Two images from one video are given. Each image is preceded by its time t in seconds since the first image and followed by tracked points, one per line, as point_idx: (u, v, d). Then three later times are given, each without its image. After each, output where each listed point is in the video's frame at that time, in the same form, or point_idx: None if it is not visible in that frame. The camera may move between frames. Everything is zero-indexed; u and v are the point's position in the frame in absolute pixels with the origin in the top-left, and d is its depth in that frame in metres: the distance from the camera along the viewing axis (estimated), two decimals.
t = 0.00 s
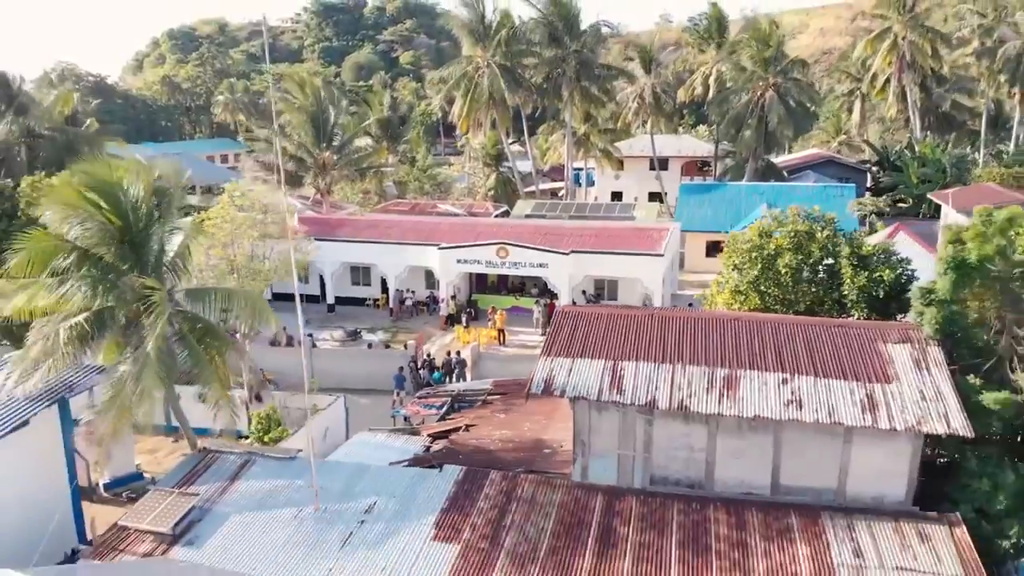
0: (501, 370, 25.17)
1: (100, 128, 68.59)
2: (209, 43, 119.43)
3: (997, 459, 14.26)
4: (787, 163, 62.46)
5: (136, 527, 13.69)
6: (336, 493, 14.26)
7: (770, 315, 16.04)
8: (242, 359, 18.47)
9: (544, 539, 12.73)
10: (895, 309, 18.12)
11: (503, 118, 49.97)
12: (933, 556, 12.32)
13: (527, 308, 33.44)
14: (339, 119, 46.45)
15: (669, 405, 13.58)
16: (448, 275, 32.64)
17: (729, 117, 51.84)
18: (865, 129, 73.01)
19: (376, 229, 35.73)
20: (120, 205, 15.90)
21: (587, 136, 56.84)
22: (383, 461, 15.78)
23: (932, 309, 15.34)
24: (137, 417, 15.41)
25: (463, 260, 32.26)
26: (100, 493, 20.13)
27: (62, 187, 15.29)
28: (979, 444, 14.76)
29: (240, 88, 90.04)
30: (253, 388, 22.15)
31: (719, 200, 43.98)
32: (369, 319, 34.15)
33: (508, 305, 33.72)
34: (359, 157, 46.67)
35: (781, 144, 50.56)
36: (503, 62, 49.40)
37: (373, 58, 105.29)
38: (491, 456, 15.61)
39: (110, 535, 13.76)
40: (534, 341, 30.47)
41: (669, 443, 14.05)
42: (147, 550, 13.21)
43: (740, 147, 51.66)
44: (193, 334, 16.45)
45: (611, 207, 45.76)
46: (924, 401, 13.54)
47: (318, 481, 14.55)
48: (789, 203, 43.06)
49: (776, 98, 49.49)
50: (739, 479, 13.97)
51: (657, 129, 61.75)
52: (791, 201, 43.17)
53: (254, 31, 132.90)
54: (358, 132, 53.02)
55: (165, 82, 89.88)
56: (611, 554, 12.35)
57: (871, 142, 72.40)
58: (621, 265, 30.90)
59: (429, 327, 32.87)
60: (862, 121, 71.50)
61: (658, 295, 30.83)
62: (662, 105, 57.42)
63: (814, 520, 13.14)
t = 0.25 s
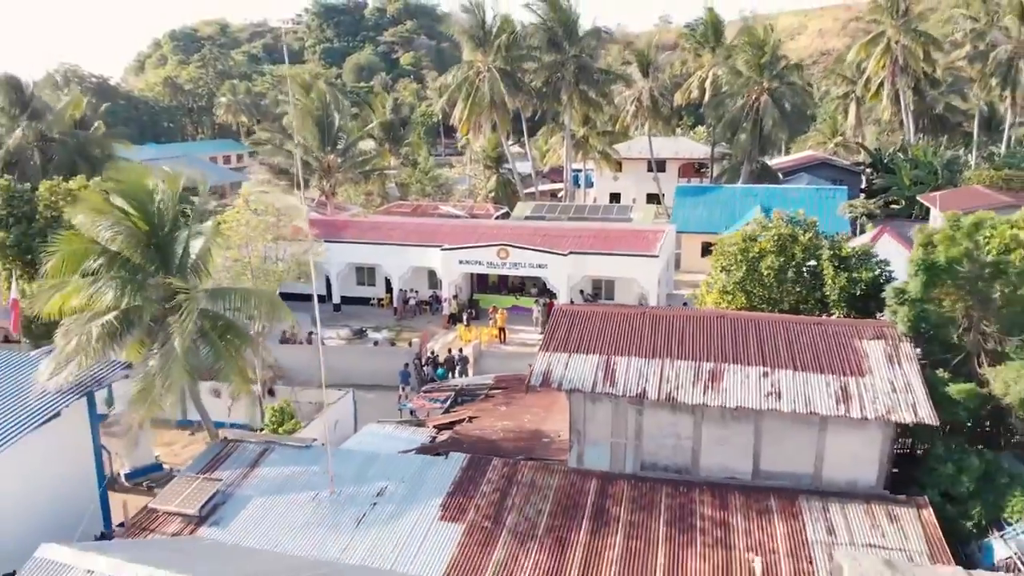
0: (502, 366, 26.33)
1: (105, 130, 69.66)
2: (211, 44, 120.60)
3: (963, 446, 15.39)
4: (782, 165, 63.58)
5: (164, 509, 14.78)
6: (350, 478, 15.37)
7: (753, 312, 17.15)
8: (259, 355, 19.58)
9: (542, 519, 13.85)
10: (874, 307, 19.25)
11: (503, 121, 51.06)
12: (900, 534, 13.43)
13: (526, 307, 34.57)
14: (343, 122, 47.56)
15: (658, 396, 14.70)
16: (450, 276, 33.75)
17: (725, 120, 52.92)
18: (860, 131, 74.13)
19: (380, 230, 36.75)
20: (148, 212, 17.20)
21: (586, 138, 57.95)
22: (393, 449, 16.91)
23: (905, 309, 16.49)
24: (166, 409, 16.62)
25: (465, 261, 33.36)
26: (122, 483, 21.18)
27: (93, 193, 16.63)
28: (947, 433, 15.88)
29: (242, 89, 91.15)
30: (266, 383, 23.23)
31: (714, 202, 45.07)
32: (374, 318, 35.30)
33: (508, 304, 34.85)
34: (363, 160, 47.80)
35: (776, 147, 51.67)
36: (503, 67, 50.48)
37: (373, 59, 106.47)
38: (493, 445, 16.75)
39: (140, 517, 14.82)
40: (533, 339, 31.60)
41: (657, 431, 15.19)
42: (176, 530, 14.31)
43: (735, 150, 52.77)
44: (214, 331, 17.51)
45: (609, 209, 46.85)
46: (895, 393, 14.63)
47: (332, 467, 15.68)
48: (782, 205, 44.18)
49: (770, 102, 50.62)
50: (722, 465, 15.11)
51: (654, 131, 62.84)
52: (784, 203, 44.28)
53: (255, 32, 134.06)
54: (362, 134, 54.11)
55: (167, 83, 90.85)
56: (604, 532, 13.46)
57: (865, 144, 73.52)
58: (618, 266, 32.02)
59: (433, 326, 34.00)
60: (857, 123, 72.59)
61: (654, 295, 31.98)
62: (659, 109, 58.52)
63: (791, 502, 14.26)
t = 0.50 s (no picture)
0: (503, 362, 27.47)
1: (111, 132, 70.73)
2: (212, 45, 121.68)
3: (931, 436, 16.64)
4: (778, 167, 64.71)
5: (189, 493, 15.86)
6: (361, 465, 16.50)
7: (739, 310, 18.30)
8: (274, 351, 20.71)
9: (540, 502, 14.97)
10: (855, 306, 20.38)
11: (503, 125, 52.17)
12: (871, 515, 14.54)
13: (525, 306, 35.69)
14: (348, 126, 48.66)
15: (648, 389, 15.84)
16: (453, 276, 34.88)
17: (721, 123, 54.03)
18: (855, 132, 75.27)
19: (383, 231, 37.85)
20: (171, 218, 18.39)
21: (585, 140, 59.05)
22: (401, 438, 18.05)
23: (881, 307, 17.62)
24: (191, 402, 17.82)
25: (467, 262, 34.47)
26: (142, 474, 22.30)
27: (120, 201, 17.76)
28: (919, 424, 17.03)
29: (244, 90, 92.23)
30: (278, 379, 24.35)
31: (709, 204, 46.17)
32: (379, 317, 36.42)
33: (508, 304, 35.97)
34: (366, 163, 48.95)
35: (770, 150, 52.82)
36: (504, 72, 51.58)
37: (374, 60, 107.55)
38: (496, 435, 17.88)
39: (167, 500, 15.92)
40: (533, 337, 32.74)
41: (648, 421, 16.35)
42: (202, 512, 15.39)
43: (731, 153, 53.90)
44: (234, 327, 18.74)
45: (607, 211, 47.98)
46: (868, 385, 15.75)
47: (345, 455, 16.81)
48: (775, 207, 45.29)
49: (765, 106, 51.75)
50: (709, 452, 16.26)
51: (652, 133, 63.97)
52: (777, 205, 45.40)
53: (256, 32, 135.08)
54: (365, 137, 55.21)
55: (169, 84, 91.76)
56: (598, 513, 14.58)
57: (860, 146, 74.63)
58: (615, 267, 33.12)
59: (436, 324, 35.13)
60: (851, 125, 73.71)
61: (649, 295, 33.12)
62: (656, 112, 59.66)
63: (771, 486, 15.39)
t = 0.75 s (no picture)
0: (503, 359, 28.60)
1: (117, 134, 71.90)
2: (214, 47, 122.87)
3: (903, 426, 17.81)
4: (773, 169, 65.88)
5: (211, 479, 17.00)
6: (371, 453, 17.65)
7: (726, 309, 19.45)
8: (287, 348, 21.84)
9: (539, 486, 16.13)
10: (837, 305, 21.53)
11: (503, 128, 53.32)
12: (846, 499, 15.66)
13: (524, 305, 36.83)
14: (352, 130, 49.82)
15: (639, 382, 17.01)
16: (455, 276, 36.04)
17: (717, 126, 55.15)
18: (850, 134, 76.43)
19: (386, 232, 38.99)
20: (192, 221, 19.41)
21: (584, 143, 60.18)
22: (408, 429, 19.18)
23: (858, 306, 18.85)
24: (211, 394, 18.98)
25: (469, 263, 35.62)
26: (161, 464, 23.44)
27: (146, 206, 18.77)
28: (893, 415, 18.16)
29: (246, 91, 93.24)
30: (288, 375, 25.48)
31: (705, 206, 47.32)
32: (383, 316, 37.56)
33: (508, 303, 37.11)
34: (370, 166, 50.11)
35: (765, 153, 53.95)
36: (504, 76, 52.72)
37: (375, 61, 108.71)
38: (498, 426, 19.01)
39: (191, 485, 17.04)
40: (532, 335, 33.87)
41: (639, 412, 17.53)
42: (223, 496, 16.51)
43: (726, 155, 55.03)
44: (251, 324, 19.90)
45: (605, 212, 49.12)
46: (845, 378, 16.87)
47: (356, 444, 17.96)
48: (769, 208, 46.42)
49: (760, 110, 52.88)
50: (696, 441, 17.43)
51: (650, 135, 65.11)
52: (771, 206, 46.54)
53: (257, 33, 136.23)
54: (368, 140, 56.38)
55: (170, 85, 92.71)
56: (593, 497, 15.72)
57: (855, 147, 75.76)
58: (612, 268, 34.27)
59: (439, 323, 36.28)
60: (846, 127, 74.85)
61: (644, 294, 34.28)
62: (654, 115, 60.82)
63: (754, 472, 16.55)
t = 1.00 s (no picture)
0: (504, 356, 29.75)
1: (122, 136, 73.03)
2: (216, 48, 123.97)
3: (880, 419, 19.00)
4: (769, 171, 67.04)
5: (231, 467, 18.15)
6: (381, 443, 18.82)
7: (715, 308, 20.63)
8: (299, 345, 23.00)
9: (539, 473, 17.29)
10: (821, 304, 22.71)
11: (503, 132, 54.45)
12: (824, 485, 16.79)
13: (524, 305, 37.97)
14: (356, 133, 50.94)
15: (632, 376, 18.20)
16: (457, 277, 37.23)
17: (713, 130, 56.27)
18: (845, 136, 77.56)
19: (390, 233, 40.16)
20: (212, 225, 20.67)
21: (582, 145, 61.30)
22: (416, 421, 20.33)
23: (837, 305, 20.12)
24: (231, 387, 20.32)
25: (471, 263, 36.78)
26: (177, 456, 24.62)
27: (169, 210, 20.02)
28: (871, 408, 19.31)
29: (248, 93, 94.29)
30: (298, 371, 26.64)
31: (701, 208, 48.48)
32: (387, 316, 38.72)
33: (509, 302, 38.26)
34: (373, 169, 51.28)
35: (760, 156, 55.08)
36: (505, 80, 53.85)
37: (376, 62, 109.81)
38: (500, 419, 20.17)
39: (212, 473, 18.17)
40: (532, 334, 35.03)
41: (631, 405, 18.72)
42: (243, 482, 17.60)
43: (722, 158, 56.17)
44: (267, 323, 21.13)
45: (603, 214, 50.26)
46: (825, 372, 17.99)
47: (367, 435, 19.11)
48: (764, 210, 47.58)
49: (755, 114, 54.04)
50: (685, 432, 18.61)
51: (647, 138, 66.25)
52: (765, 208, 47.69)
53: (259, 34, 137.36)
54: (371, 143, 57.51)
55: (173, 86, 93.66)
56: (588, 483, 16.87)
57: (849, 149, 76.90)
58: (609, 269, 35.42)
59: (442, 322, 37.43)
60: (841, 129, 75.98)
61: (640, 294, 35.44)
62: (651, 118, 61.97)
63: (738, 460, 17.70)
